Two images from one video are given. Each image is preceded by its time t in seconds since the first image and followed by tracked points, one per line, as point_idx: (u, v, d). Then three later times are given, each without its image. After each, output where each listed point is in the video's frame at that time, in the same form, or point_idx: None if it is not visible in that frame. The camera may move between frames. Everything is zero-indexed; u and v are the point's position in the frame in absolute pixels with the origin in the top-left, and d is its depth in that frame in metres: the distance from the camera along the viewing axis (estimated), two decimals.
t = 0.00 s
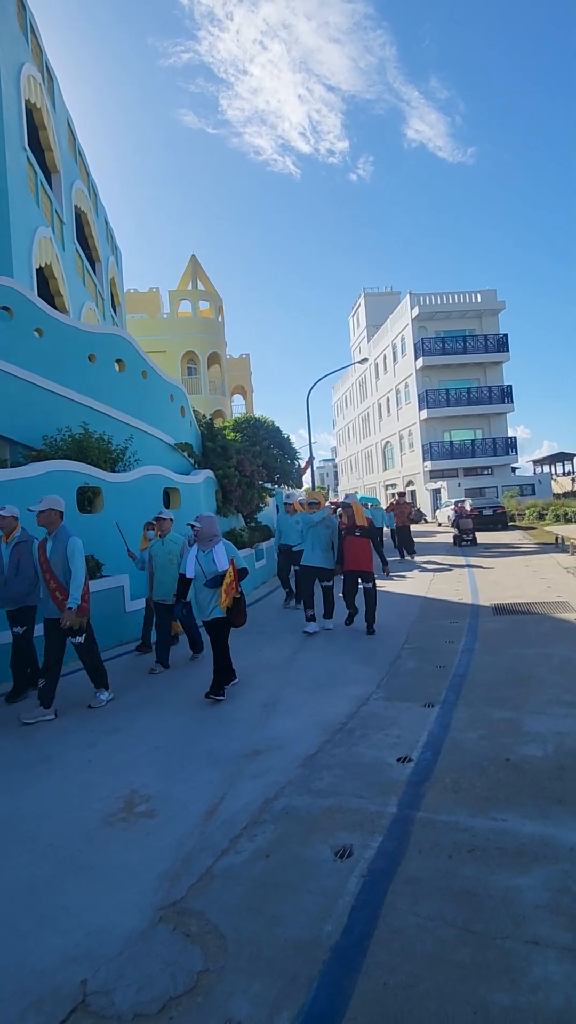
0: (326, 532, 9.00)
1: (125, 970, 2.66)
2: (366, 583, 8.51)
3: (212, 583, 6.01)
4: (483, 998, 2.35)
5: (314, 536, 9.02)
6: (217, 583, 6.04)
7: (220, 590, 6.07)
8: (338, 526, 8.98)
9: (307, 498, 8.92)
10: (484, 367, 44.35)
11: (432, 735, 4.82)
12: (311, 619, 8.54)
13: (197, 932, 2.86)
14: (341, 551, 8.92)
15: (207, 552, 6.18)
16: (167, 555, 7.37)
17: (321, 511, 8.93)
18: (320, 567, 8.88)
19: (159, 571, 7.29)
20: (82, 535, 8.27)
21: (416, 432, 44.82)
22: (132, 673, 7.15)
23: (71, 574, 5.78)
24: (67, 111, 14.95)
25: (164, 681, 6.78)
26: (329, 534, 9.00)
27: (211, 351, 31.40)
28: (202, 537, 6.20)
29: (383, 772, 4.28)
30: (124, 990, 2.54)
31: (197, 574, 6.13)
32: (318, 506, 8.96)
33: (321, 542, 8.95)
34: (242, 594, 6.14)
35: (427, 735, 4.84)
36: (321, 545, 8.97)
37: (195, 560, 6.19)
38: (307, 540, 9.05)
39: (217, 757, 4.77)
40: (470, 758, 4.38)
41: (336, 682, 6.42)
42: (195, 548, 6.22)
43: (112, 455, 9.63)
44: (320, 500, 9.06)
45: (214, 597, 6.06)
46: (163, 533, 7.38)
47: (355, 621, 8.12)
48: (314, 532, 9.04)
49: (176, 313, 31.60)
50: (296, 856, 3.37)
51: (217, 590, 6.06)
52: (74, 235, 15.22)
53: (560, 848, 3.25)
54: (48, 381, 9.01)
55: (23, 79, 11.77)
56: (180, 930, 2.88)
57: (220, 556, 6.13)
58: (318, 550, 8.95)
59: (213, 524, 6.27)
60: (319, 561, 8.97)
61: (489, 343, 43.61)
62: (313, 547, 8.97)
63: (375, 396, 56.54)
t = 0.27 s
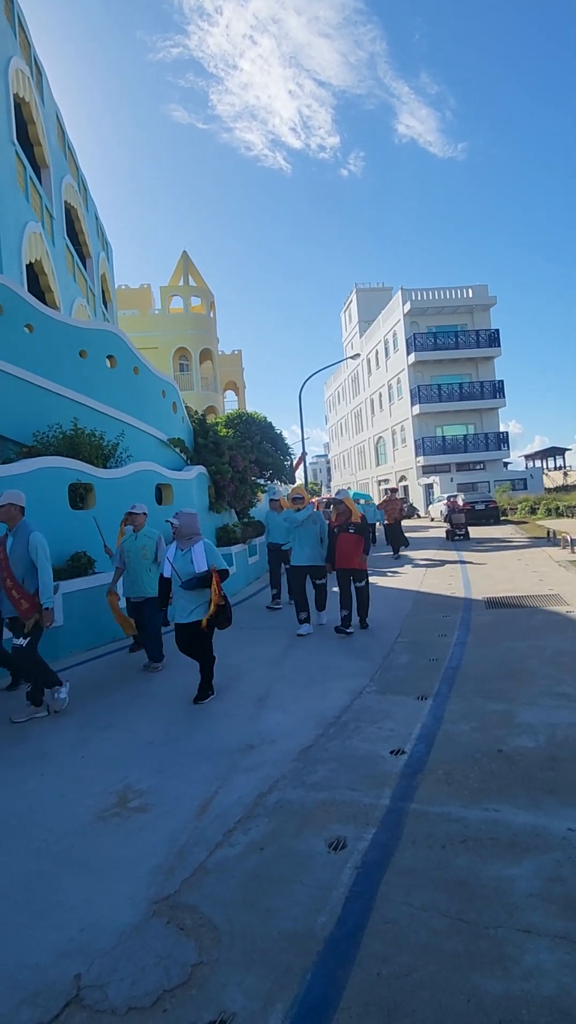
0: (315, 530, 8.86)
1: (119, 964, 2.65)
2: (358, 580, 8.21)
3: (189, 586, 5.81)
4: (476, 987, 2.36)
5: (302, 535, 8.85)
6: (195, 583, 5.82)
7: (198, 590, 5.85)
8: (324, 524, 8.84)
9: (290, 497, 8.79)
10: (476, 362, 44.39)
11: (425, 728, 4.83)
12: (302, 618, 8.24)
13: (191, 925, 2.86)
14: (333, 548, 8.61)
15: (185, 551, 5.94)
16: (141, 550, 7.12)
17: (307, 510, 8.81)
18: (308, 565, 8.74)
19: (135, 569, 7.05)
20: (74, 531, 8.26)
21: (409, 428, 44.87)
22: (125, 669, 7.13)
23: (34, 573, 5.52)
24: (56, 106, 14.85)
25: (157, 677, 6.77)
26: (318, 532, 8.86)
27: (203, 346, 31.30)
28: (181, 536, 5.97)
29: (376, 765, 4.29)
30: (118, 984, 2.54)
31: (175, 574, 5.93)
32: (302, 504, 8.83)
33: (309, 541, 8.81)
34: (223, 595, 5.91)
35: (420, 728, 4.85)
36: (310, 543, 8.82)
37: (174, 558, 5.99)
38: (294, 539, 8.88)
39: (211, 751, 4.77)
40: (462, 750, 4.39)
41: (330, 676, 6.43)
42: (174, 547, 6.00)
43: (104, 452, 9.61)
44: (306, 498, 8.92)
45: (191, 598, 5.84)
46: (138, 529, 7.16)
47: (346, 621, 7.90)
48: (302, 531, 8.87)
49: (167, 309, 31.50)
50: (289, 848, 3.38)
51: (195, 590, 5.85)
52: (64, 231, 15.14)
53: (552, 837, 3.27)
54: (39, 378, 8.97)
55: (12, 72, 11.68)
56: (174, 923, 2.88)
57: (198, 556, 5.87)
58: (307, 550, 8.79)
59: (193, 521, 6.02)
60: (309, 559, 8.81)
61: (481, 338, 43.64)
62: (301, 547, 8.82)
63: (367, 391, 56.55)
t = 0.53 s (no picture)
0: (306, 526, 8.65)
1: (112, 959, 2.65)
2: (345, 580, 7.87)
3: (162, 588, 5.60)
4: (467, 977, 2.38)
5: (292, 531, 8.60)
6: (166, 586, 5.62)
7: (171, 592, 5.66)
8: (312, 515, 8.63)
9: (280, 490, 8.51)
10: (468, 357, 44.46)
11: (417, 722, 4.85)
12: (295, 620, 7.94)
13: (185, 919, 2.87)
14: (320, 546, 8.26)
15: (155, 552, 5.73)
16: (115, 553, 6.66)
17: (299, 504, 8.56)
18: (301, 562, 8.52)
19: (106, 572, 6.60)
20: (67, 527, 8.24)
21: (402, 423, 44.91)
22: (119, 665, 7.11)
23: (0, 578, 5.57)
24: (47, 99, 14.74)
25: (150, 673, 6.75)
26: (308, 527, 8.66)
27: (195, 342, 31.22)
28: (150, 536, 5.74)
29: (369, 759, 4.30)
30: (111, 978, 2.55)
31: (146, 576, 5.72)
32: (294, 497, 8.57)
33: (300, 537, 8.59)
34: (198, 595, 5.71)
35: (412, 722, 4.86)
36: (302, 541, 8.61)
37: (145, 560, 5.78)
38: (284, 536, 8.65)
39: (204, 746, 4.77)
40: (455, 743, 4.41)
41: (323, 671, 6.43)
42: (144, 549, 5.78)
43: (96, 448, 9.59)
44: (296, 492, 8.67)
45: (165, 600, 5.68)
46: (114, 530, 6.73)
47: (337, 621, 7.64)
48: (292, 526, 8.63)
49: (159, 305, 31.39)
50: (282, 842, 3.39)
51: (167, 592, 5.67)
52: (55, 225, 15.05)
53: (543, 830, 3.29)
54: (31, 373, 8.93)
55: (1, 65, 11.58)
56: (167, 917, 2.88)
57: (168, 556, 5.63)
58: (298, 548, 8.59)
59: (161, 519, 5.77)
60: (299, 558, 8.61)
61: (474, 333, 43.70)
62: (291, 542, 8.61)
63: (360, 386, 56.56)
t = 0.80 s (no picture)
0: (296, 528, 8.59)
1: (106, 955, 2.66)
2: (337, 581, 7.38)
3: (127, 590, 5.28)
4: (460, 972, 2.39)
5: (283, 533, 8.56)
6: (133, 587, 5.30)
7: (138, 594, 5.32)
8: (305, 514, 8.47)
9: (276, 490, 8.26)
10: (463, 355, 44.50)
11: (411, 719, 4.86)
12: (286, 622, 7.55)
13: (179, 914, 2.88)
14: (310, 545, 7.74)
15: (123, 552, 5.42)
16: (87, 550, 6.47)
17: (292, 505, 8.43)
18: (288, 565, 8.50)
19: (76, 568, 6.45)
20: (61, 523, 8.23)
21: (396, 420, 44.95)
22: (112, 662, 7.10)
23: None
24: (41, 93, 14.66)
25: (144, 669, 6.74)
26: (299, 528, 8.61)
27: (190, 338, 31.14)
28: (117, 535, 5.44)
29: (363, 755, 4.31)
30: (106, 974, 2.55)
31: (114, 576, 5.43)
32: (290, 498, 8.37)
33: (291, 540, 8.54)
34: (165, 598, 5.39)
35: (406, 718, 4.88)
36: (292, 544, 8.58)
37: (112, 560, 5.50)
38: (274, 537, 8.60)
39: (199, 743, 4.77)
40: (448, 740, 4.43)
41: (317, 668, 6.44)
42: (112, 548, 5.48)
43: (90, 444, 9.56)
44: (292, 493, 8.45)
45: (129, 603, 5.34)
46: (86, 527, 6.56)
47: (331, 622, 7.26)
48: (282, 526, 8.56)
49: (154, 300, 31.28)
50: (276, 838, 3.40)
51: (133, 594, 5.33)
52: (49, 220, 14.97)
53: (536, 825, 3.31)
54: (26, 370, 8.89)
55: None
56: (162, 913, 2.89)
57: (136, 555, 5.33)
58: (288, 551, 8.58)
59: (129, 516, 5.47)
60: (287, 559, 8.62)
61: (468, 330, 43.73)
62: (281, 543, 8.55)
63: (354, 383, 56.54)
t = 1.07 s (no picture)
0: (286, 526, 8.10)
1: (98, 951, 2.66)
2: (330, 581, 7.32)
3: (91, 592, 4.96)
4: (452, 968, 2.40)
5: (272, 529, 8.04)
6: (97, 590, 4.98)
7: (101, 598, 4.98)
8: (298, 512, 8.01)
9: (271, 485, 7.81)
10: (458, 353, 44.57)
11: (404, 716, 4.87)
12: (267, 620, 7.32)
13: (171, 911, 2.88)
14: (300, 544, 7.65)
15: (92, 552, 5.14)
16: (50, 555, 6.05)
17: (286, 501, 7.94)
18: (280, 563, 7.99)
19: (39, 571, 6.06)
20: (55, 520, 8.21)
21: (391, 418, 44.98)
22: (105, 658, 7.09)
23: None
24: (36, 87, 14.59)
25: (138, 666, 6.73)
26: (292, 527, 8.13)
27: (185, 335, 31.08)
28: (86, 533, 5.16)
29: (356, 752, 4.32)
30: (98, 970, 2.55)
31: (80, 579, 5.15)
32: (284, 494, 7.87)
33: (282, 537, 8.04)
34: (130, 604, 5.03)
35: (399, 716, 4.89)
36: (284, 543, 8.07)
37: (79, 562, 5.20)
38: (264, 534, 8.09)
39: (191, 739, 4.77)
40: (441, 737, 4.44)
41: (310, 665, 6.45)
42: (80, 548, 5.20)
43: (85, 441, 9.55)
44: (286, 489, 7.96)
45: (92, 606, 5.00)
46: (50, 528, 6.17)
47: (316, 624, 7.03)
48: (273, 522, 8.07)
49: (149, 296, 31.19)
50: (269, 834, 3.41)
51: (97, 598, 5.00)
52: (44, 215, 14.91)
53: (527, 822, 3.32)
54: (22, 366, 8.85)
55: None
56: (154, 909, 2.89)
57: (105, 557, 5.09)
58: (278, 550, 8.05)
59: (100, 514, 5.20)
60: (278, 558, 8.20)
61: (463, 329, 43.80)
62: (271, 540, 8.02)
63: (350, 381, 56.56)
